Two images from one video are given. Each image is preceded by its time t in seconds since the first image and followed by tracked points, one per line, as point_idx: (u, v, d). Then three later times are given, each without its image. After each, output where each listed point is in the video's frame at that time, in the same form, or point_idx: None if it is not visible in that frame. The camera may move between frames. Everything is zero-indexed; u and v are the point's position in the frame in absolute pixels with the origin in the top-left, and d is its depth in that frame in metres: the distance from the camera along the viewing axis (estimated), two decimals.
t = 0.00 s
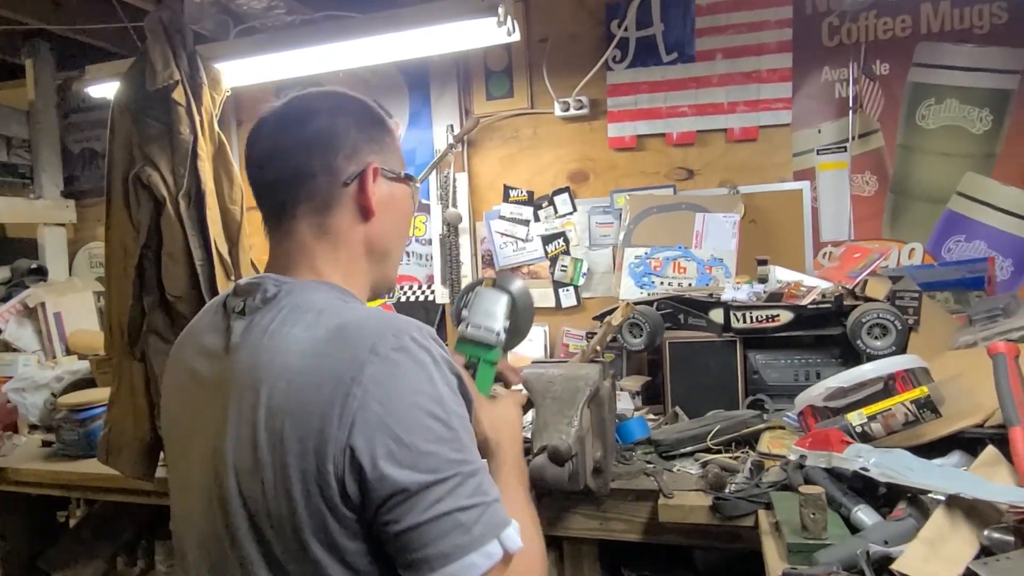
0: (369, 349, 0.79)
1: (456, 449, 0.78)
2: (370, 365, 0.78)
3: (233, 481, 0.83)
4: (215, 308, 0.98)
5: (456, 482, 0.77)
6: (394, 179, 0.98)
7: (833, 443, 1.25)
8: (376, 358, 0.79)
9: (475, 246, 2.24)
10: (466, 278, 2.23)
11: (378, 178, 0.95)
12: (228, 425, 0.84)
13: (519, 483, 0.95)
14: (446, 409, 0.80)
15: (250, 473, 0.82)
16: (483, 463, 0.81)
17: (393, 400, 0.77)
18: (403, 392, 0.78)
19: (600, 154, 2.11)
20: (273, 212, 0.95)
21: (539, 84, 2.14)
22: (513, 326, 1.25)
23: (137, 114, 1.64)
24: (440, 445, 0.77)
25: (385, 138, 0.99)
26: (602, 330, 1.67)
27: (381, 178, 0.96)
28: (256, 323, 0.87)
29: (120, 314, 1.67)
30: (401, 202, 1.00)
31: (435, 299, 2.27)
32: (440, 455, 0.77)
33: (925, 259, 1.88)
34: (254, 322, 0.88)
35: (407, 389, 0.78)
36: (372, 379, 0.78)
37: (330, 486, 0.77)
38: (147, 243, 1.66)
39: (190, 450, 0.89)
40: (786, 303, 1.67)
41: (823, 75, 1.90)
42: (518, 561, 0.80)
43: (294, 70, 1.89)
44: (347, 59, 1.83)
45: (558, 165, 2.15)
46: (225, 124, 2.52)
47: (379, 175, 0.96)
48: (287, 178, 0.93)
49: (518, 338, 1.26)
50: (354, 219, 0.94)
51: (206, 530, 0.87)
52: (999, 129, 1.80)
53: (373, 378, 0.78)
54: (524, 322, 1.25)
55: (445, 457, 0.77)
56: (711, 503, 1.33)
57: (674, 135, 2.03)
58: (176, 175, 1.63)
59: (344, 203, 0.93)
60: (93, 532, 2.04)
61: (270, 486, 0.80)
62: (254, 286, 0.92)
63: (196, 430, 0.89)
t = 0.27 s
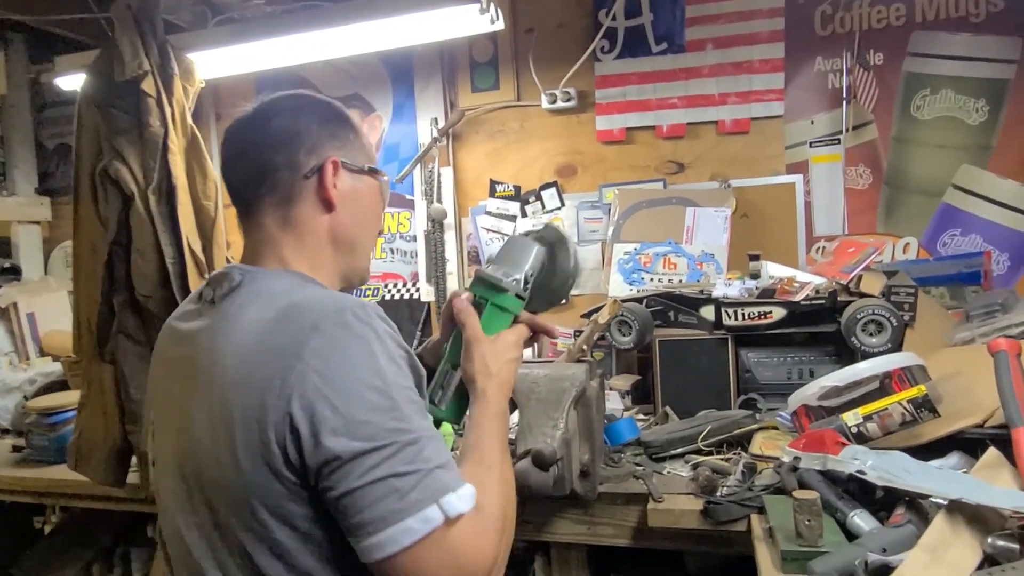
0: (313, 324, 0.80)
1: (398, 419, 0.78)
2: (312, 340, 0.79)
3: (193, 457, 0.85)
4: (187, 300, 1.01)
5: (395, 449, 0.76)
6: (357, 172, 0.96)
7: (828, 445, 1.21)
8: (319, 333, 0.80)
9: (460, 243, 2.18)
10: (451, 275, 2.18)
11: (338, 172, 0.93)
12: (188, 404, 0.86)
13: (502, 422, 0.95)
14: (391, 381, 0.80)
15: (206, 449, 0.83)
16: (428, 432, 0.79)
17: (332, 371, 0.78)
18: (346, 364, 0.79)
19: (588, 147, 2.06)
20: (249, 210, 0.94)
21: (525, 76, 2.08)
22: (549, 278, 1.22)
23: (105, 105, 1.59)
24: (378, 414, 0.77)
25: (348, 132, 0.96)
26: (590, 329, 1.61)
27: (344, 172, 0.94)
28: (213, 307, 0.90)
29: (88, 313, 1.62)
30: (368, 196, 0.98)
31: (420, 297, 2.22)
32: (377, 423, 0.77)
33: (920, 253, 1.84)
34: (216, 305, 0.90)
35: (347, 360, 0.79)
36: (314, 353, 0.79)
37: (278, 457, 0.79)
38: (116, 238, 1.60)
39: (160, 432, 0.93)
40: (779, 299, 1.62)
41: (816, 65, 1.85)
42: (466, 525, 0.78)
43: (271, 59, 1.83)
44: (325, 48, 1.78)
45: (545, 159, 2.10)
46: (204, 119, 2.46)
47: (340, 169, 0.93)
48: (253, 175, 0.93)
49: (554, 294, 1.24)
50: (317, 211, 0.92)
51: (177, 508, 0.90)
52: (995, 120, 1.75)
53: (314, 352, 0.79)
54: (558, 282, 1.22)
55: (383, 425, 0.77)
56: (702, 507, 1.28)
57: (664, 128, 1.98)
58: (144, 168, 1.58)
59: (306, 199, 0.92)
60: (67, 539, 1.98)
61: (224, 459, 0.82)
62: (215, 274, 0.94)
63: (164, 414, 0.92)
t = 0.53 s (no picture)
0: (299, 337, 0.73)
1: (391, 434, 0.70)
2: (297, 353, 0.72)
3: (179, 475, 0.79)
4: (175, 306, 0.94)
5: (387, 466, 0.69)
6: (349, 175, 0.87)
7: (817, 456, 1.13)
8: (304, 346, 0.73)
9: (438, 243, 2.11)
10: (429, 277, 2.11)
11: (326, 174, 0.85)
12: (173, 418, 0.80)
13: (529, 418, 0.84)
14: (385, 392, 0.72)
15: (191, 467, 0.77)
16: (425, 447, 0.71)
17: (318, 386, 0.71)
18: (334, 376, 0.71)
19: (568, 143, 1.98)
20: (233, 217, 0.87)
21: (503, 70, 2.01)
22: (565, 252, 1.18)
23: (58, 102, 1.51)
24: (370, 429, 0.69)
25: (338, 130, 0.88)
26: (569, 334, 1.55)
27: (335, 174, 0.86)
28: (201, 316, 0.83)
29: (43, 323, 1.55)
30: (361, 199, 0.89)
31: (397, 299, 2.14)
32: (369, 438, 0.69)
33: (912, 251, 1.77)
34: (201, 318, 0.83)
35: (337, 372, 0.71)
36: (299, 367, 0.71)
37: (267, 475, 0.72)
38: (69, 243, 1.52)
39: (147, 447, 0.87)
40: (766, 300, 1.55)
41: (804, 56, 1.79)
42: (468, 541, 0.71)
43: (237, 52, 1.74)
44: (293, 39, 1.69)
45: (525, 156, 2.02)
46: (173, 117, 2.38)
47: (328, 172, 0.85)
48: (239, 179, 0.86)
49: (574, 266, 1.19)
50: (303, 216, 0.85)
51: (167, 527, 0.84)
52: (989, 112, 1.69)
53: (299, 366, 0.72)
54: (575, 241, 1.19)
55: (375, 442, 0.69)
56: (685, 522, 1.21)
57: (647, 122, 1.91)
58: (100, 169, 1.49)
59: (291, 202, 0.84)
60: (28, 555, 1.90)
61: (210, 478, 0.76)
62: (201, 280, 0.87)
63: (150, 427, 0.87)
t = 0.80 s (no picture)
0: (352, 372, 0.71)
1: (447, 474, 0.68)
2: (352, 390, 0.70)
3: (218, 510, 0.77)
4: (190, 323, 0.89)
5: (446, 508, 0.67)
6: (368, 177, 0.84)
7: (800, 477, 1.05)
8: (357, 382, 0.70)
9: (411, 248, 2.03)
10: (402, 283, 2.03)
11: (347, 178, 0.82)
12: (209, 452, 0.77)
13: (553, 456, 0.86)
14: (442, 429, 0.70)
15: (233, 503, 0.75)
16: (478, 485, 0.70)
17: (373, 424, 0.68)
18: (392, 413, 0.69)
19: (543, 142, 1.91)
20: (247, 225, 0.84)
21: (474, 67, 1.93)
22: (594, 294, 1.13)
23: None
24: (426, 469, 0.68)
25: (353, 128, 0.84)
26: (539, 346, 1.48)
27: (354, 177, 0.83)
28: (232, 342, 0.79)
29: None
30: (379, 202, 0.86)
31: (369, 307, 2.07)
32: (428, 480, 0.67)
33: (899, 250, 1.70)
34: (234, 341, 0.79)
35: (395, 410, 0.69)
36: (354, 405, 0.69)
37: (318, 516, 0.70)
38: (10, 261, 1.46)
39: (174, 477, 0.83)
40: (747, 305, 1.48)
41: (784, 48, 1.71)
42: None
43: (191, 52, 1.65)
44: (250, 37, 1.59)
45: (498, 156, 1.95)
46: (135, 120, 2.28)
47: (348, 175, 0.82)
48: (250, 188, 0.82)
49: (603, 309, 1.14)
50: (326, 225, 0.82)
51: (194, 561, 0.81)
52: (977, 105, 1.62)
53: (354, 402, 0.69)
54: (608, 289, 1.13)
55: (431, 483, 0.67)
56: (663, 547, 1.13)
57: (623, 119, 1.83)
58: (41, 180, 1.42)
59: (313, 210, 0.81)
60: None
61: (254, 515, 0.73)
62: (229, 301, 0.83)
63: (172, 455, 0.83)
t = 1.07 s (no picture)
0: (435, 375, 0.61)
1: (526, 494, 0.61)
2: (434, 396, 0.61)
3: (261, 518, 0.67)
4: (213, 307, 0.77)
5: (525, 531, 0.61)
6: (435, 162, 0.73)
7: (796, 487, 0.99)
8: (439, 388, 0.61)
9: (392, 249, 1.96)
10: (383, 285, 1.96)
11: (416, 162, 0.71)
12: (251, 459, 0.67)
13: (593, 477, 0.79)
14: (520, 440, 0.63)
15: (281, 514, 0.65)
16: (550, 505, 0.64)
17: (456, 437, 0.60)
18: (477, 424, 0.61)
19: (526, 137, 1.84)
20: (292, 216, 0.73)
21: (453, 60, 1.86)
22: (629, 313, 1.03)
23: None
24: (508, 488, 0.60)
25: (417, 106, 0.73)
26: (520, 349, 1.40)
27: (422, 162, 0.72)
28: (282, 333, 0.68)
29: None
30: (443, 191, 0.75)
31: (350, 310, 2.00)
32: (508, 501, 0.60)
33: (898, 244, 1.64)
34: (282, 334, 0.68)
35: (480, 421, 0.61)
36: (435, 415, 0.60)
37: (387, 534, 0.62)
38: None
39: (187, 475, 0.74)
40: (740, 304, 1.41)
41: (775, 35, 1.64)
42: None
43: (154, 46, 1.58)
44: (214, 30, 1.52)
45: (481, 152, 1.88)
46: (106, 120, 2.21)
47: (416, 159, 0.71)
48: (306, 168, 0.69)
49: (639, 330, 1.04)
50: (388, 213, 0.71)
51: (222, 569, 0.71)
52: (977, 91, 1.55)
53: (434, 410, 0.60)
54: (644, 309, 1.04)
55: (512, 504, 0.60)
56: (652, 563, 1.06)
57: (609, 112, 1.76)
58: None
59: (378, 197, 0.70)
60: None
61: (309, 528, 0.64)
62: (274, 283, 0.71)
63: (205, 451, 0.72)
